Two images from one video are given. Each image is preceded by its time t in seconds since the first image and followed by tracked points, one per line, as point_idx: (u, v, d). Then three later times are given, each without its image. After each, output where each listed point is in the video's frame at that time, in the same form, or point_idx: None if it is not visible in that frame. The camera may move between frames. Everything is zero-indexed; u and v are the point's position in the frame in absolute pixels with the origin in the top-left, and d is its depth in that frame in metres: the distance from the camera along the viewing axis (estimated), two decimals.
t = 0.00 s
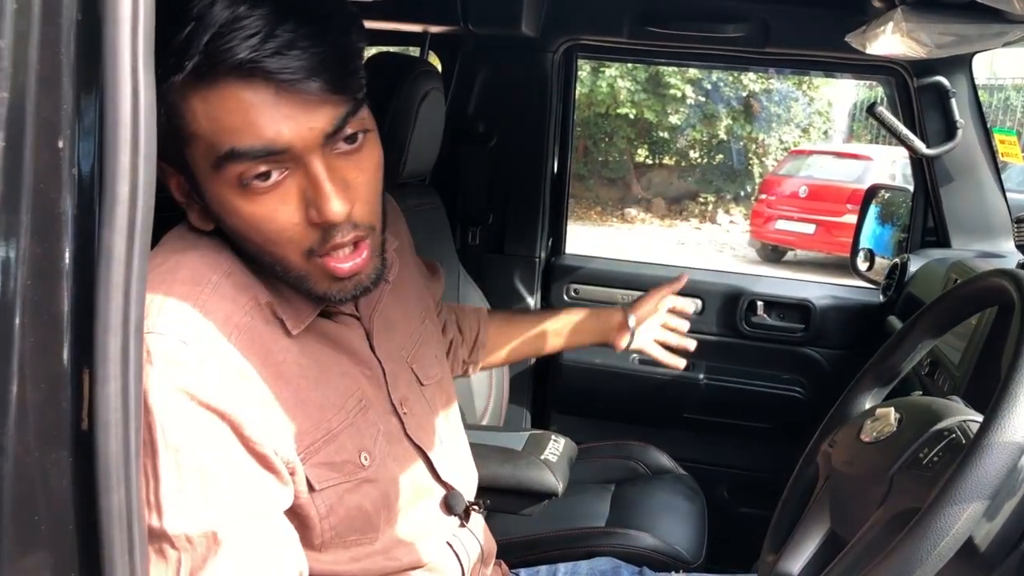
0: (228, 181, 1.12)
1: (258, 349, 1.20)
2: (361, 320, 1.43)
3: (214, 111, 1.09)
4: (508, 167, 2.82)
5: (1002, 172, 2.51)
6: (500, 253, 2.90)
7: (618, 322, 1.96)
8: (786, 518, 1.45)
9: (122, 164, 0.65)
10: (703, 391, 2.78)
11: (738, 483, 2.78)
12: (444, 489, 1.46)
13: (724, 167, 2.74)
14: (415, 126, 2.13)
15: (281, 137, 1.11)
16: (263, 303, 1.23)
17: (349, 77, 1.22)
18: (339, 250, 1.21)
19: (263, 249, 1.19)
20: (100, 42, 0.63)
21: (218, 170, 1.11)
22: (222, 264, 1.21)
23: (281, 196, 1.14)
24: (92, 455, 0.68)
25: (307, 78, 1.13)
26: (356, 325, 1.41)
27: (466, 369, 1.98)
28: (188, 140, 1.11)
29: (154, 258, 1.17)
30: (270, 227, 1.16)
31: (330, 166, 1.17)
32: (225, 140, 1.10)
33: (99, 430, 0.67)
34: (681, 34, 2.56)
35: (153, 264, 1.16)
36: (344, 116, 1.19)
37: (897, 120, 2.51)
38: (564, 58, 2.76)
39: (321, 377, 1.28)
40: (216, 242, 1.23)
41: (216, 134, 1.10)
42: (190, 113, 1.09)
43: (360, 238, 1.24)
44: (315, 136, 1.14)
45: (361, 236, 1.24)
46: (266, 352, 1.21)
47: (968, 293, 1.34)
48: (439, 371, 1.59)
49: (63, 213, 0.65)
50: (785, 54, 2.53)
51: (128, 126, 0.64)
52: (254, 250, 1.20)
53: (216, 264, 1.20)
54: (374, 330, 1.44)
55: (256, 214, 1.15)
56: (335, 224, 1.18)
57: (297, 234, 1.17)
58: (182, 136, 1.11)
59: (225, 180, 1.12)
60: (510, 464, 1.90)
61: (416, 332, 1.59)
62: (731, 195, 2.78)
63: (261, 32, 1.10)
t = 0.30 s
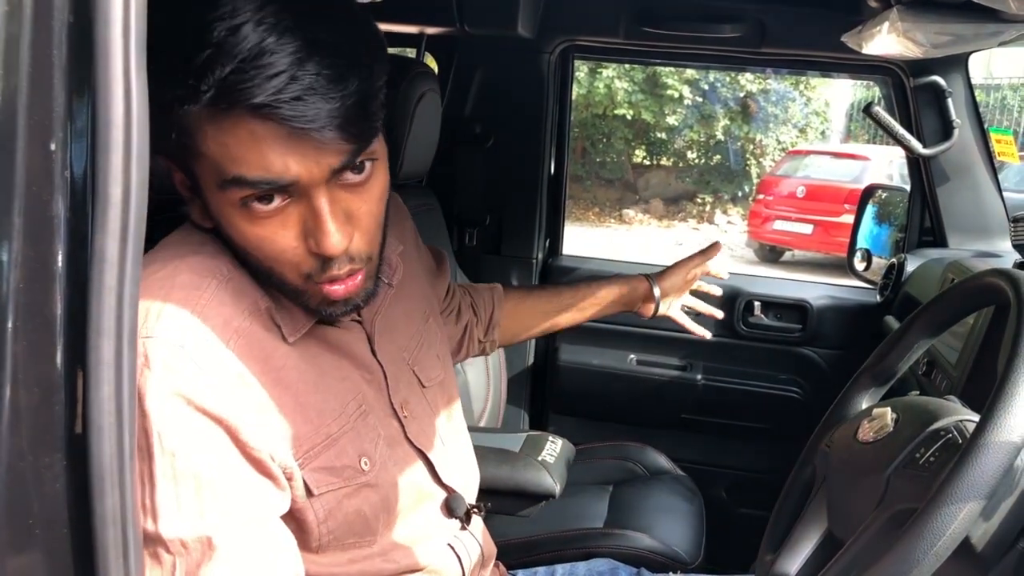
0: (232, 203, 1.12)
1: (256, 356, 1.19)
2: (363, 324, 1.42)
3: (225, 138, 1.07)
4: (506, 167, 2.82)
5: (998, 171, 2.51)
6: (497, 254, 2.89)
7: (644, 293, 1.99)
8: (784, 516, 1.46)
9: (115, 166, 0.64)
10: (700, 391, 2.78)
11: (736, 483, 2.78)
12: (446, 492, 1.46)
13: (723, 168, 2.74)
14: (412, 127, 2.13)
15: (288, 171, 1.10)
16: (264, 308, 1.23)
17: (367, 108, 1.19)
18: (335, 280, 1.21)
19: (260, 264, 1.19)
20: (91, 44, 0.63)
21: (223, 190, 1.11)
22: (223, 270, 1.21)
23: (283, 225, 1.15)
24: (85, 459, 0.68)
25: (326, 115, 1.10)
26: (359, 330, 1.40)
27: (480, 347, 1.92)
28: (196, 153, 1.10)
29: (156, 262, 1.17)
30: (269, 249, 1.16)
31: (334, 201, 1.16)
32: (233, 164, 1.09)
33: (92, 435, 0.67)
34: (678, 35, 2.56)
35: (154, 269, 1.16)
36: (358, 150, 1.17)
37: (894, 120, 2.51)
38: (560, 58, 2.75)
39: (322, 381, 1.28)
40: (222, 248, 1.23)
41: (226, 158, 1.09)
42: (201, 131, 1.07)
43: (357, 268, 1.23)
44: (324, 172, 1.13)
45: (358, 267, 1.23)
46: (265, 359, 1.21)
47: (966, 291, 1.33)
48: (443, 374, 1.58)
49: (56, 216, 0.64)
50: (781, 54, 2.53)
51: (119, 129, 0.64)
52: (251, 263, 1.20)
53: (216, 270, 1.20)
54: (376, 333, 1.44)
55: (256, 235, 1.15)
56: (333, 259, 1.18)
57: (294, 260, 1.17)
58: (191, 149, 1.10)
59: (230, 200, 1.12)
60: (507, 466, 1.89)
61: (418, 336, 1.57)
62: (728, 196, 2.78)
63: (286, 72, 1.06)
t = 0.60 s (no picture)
0: (292, 137, 1.14)
1: (273, 339, 1.19)
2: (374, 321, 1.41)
3: (295, 70, 1.13)
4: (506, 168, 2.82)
5: (997, 174, 2.53)
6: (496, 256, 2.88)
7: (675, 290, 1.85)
8: (785, 516, 1.47)
9: (120, 170, 0.65)
10: (700, 394, 2.78)
11: (735, 486, 2.77)
12: (448, 494, 1.44)
13: (721, 169, 2.72)
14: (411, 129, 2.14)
15: (354, 101, 1.15)
16: (284, 296, 1.23)
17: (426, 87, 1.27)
18: (382, 228, 1.20)
19: (305, 214, 1.17)
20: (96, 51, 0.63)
21: (285, 122, 1.13)
22: (245, 256, 1.21)
23: (341, 160, 1.15)
24: (89, 462, 0.68)
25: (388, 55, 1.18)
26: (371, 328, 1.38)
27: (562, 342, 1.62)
28: (262, 91, 1.14)
29: (177, 252, 1.17)
30: (320, 188, 1.15)
31: (389, 140, 1.18)
32: (299, 97, 1.13)
33: (97, 439, 0.67)
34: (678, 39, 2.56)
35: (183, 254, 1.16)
36: (414, 102, 1.23)
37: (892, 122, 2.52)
38: (560, 62, 2.76)
39: (336, 378, 1.28)
40: (243, 235, 1.23)
41: (293, 91, 1.13)
42: (271, 69, 1.13)
43: (404, 223, 1.22)
44: (383, 108, 1.17)
45: (406, 221, 1.23)
46: (283, 343, 1.22)
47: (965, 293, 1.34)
48: (453, 378, 1.54)
49: (61, 221, 0.65)
50: (780, 57, 2.54)
51: (124, 134, 0.64)
52: (296, 212, 1.17)
53: (240, 256, 1.20)
54: (386, 332, 1.43)
55: (309, 173, 1.14)
56: (385, 201, 1.18)
57: (347, 200, 1.16)
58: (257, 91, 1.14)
59: (292, 133, 1.13)
60: (508, 468, 1.90)
61: (431, 334, 1.53)
62: (726, 198, 2.76)
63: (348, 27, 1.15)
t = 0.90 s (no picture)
0: (331, 116, 1.26)
1: (271, 342, 1.21)
2: (379, 327, 1.39)
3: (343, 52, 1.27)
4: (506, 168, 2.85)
5: (998, 175, 2.53)
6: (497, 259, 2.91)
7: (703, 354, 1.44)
8: (787, 518, 1.46)
9: (120, 173, 0.65)
10: (699, 395, 2.78)
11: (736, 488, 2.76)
12: (453, 505, 1.42)
13: (721, 171, 2.72)
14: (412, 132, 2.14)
15: (397, 86, 1.27)
16: (284, 300, 1.24)
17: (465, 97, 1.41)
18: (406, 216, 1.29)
19: (335, 196, 1.27)
20: (98, 53, 0.63)
21: (327, 101, 1.26)
22: (245, 258, 1.23)
23: (376, 141, 1.26)
24: (91, 464, 0.68)
25: (431, 49, 1.32)
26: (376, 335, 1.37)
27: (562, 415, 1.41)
28: (307, 73, 1.27)
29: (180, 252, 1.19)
30: (352, 168, 1.26)
31: (423, 131, 1.30)
32: (343, 78, 1.26)
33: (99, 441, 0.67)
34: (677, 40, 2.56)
35: (183, 256, 1.18)
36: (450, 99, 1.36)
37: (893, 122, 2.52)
38: (559, 64, 2.77)
39: (336, 384, 1.27)
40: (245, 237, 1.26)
41: (338, 71, 1.26)
42: (318, 51, 1.27)
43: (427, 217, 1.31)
44: (422, 97, 1.30)
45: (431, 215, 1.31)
46: (279, 347, 1.22)
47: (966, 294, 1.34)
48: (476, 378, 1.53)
49: (62, 223, 0.64)
50: (781, 58, 2.54)
51: (125, 136, 0.64)
52: (325, 193, 1.27)
53: (239, 258, 1.22)
54: (391, 339, 1.41)
55: (343, 153, 1.26)
56: (414, 185, 1.27)
57: (376, 184, 1.26)
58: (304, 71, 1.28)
59: (333, 111, 1.26)
60: (511, 469, 1.89)
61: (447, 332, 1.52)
62: (726, 198, 2.76)
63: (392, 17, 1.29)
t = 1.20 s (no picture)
0: (338, 150, 1.26)
1: (270, 366, 1.21)
2: (378, 343, 1.42)
3: (362, 86, 1.26)
4: (505, 168, 2.80)
5: (992, 175, 2.52)
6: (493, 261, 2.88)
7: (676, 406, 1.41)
8: (781, 523, 1.47)
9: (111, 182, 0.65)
10: (696, 396, 2.79)
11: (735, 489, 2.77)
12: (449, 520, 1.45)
13: (719, 171, 2.76)
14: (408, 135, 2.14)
15: (412, 132, 1.27)
16: (284, 321, 1.25)
17: (484, 143, 1.40)
18: (397, 259, 1.30)
19: (329, 227, 1.28)
20: (86, 62, 0.64)
21: (336, 135, 1.26)
22: (246, 276, 1.23)
23: (379, 182, 1.26)
24: (83, 472, 0.68)
25: (454, 101, 1.31)
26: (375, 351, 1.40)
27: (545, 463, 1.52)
28: (321, 103, 1.28)
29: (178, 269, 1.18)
30: (349, 204, 1.26)
31: (432, 180, 1.29)
32: (356, 115, 1.26)
33: (90, 451, 0.68)
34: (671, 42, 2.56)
35: (178, 273, 1.17)
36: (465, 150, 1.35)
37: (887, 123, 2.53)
38: (555, 66, 2.75)
39: (334, 401, 1.28)
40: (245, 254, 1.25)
41: (353, 107, 1.26)
42: (338, 78, 1.27)
43: (420, 260, 1.32)
44: (436, 147, 1.29)
45: (424, 260, 1.32)
46: (278, 372, 1.22)
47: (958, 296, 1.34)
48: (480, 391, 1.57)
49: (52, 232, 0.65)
50: (775, 59, 2.54)
51: (115, 146, 0.65)
52: (320, 223, 1.28)
53: (240, 275, 1.22)
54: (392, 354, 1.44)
55: (344, 189, 1.26)
56: (410, 232, 1.28)
57: (370, 224, 1.27)
58: (321, 98, 1.28)
59: (341, 145, 1.26)
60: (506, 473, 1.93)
61: (451, 348, 1.56)
62: (725, 198, 2.80)
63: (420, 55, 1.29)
